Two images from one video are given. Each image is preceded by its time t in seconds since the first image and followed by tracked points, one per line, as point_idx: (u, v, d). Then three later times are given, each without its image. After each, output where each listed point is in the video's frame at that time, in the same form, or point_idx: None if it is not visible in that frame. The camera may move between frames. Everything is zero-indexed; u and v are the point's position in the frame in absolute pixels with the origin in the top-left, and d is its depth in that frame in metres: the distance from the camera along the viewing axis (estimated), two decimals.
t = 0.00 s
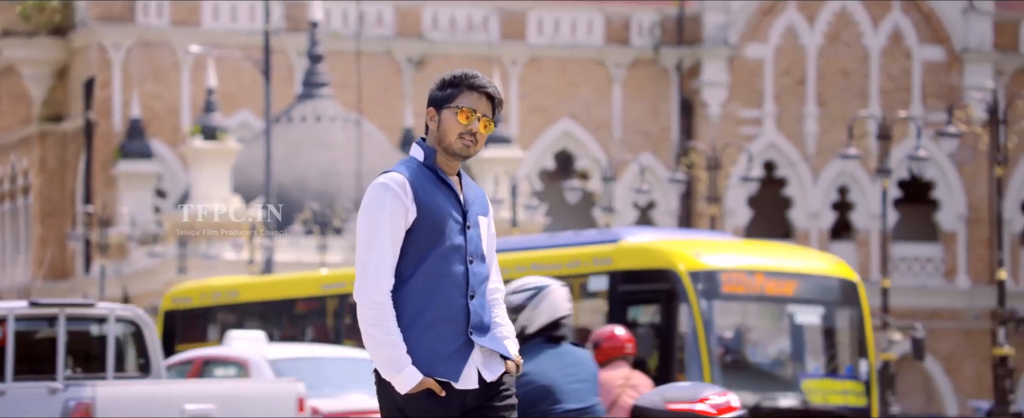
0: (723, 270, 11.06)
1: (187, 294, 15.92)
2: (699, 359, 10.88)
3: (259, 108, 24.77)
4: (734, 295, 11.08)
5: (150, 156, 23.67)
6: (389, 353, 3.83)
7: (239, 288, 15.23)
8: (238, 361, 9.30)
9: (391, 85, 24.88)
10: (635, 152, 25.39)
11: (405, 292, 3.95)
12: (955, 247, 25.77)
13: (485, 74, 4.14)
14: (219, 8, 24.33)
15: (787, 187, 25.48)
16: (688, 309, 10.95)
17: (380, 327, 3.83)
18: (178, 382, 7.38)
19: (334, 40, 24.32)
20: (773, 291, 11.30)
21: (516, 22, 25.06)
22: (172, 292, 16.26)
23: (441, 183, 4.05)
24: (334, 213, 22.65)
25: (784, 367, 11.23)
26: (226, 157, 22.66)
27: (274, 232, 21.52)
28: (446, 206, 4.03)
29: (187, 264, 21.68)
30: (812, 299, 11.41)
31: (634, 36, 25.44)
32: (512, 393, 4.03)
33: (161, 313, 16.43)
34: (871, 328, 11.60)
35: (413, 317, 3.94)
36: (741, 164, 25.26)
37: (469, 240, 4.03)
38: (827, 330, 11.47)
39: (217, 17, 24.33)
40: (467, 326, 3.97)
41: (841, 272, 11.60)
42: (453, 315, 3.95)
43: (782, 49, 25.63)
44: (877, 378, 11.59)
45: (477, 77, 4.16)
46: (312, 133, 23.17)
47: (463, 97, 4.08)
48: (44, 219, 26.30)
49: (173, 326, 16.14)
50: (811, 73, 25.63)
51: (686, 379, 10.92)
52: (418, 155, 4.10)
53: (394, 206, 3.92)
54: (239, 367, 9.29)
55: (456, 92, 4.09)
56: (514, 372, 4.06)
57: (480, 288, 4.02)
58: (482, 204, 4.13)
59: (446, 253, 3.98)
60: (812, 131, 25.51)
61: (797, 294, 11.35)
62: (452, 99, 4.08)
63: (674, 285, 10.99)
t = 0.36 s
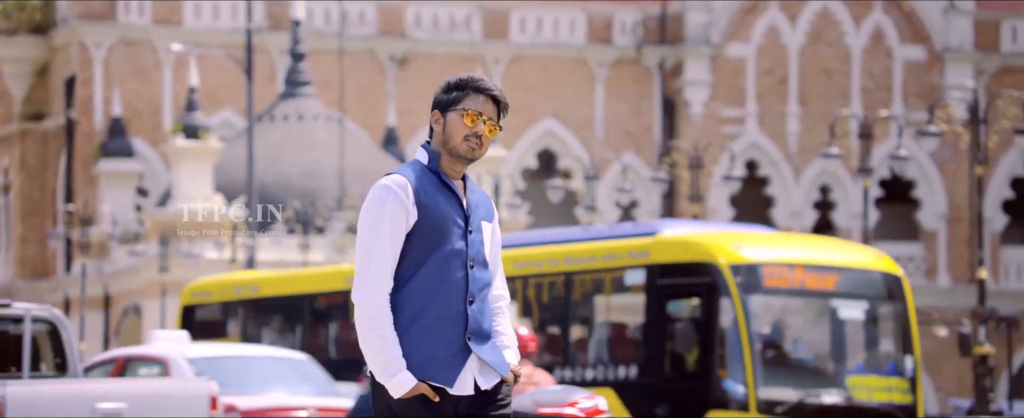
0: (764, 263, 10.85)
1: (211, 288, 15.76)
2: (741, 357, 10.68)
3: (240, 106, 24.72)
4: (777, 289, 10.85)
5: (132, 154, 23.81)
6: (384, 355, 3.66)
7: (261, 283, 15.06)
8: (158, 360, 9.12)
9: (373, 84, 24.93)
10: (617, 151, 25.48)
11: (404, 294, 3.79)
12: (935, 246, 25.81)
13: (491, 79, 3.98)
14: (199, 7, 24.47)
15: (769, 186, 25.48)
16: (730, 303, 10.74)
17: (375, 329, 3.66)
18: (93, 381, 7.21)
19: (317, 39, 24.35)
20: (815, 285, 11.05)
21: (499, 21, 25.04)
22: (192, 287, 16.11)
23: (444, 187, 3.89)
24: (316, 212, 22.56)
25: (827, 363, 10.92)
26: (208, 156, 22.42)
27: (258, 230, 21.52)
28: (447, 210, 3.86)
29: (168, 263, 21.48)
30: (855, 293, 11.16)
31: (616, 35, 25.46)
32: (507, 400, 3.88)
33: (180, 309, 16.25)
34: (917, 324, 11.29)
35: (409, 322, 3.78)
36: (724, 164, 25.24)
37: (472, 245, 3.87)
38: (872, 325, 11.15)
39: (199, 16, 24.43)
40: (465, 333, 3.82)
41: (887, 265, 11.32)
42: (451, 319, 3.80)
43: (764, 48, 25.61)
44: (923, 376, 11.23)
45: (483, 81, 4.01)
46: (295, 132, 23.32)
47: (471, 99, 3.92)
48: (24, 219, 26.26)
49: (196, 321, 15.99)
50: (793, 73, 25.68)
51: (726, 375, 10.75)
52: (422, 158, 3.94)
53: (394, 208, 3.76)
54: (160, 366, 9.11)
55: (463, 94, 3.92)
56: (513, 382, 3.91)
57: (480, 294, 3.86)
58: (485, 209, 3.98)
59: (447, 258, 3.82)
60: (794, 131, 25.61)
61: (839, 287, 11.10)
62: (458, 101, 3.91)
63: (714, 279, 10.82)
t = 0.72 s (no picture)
0: (814, 257, 10.06)
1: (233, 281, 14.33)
2: (791, 353, 9.91)
3: (218, 106, 24.67)
4: (828, 284, 10.08)
5: (110, 152, 23.83)
6: (378, 356, 3.35)
7: (286, 275, 13.67)
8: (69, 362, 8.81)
9: (352, 84, 24.93)
10: (596, 151, 25.49)
11: (403, 296, 3.44)
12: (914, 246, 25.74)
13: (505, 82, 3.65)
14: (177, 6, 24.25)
15: (748, 186, 25.51)
16: (780, 298, 9.95)
17: (369, 331, 3.34)
18: None
19: (296, 38, 24.35)
20: (863, 280, 10.28)
21: (478, 21, 25.11)
22: (214, 281, 14.74)
23: (448, 190, 3.54)
24: (295, 212, 22.68)
25: (875, 360, 10.23)
26: (186, 155, 22.42)
27: (236, 230, 21.52)
28: (449, 211, 3.51)
29: (147, 262, 21.30)
30: (905, 288, 10.44)
31: (596, 35, 25.47)
32: (512, 406, 3.54)
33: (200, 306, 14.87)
34: (970, 319, 10.66)
35: (405, 325, 3.43)
36: (703, 163, 25.35)
37: (474, 249, 3.52)
38: (924, 323, 10.50)
39: (177, 14, 24.20)
40: (462, 335, 3.47)
41: (941, 260, 10.60)
42: (449, 323, 3.45)
43: (742, 48, 25.65)
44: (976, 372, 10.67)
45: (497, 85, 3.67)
46: (274, 132, 23.23)
47: (484, 101, 3.60)
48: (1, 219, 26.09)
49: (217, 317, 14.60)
50: (771, 73, 25.69)
51: (776, 372, 9.95)
52: (429, 160, 3.59)
53: (395, 212, 3.42)
54: (70, 368, 8.80)
55: (477, 97, 3.60)
56: (517, 383, 3.55)
57: (482, 296, 3.52)
58: (492, 213, 3.62)
59: (448, 260, 3.47)
60: (773, 130, 25.66)
61: (889, 281, 10.36)
62: (469, 104, 3.59)
63: (764, 273, 9.98)
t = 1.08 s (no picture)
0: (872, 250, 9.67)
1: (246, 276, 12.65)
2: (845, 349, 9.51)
3: (198, 106, 24.63)
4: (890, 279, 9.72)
5: (87, 152, 23.79)
6: (382, 351, 3.14)
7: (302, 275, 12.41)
8: None
9: (332, 84, 24.91)
10: (576, 151, 25.41)
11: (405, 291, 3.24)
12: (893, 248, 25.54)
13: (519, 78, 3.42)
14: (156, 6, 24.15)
15: (727, 186, 25.52)
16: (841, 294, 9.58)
17: (374, 325, 3.14)
18: None
19: (275, 38, 24.26)
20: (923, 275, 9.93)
21: (457, 18, 25.11)
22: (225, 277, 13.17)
23: (454, 183, 3.32)
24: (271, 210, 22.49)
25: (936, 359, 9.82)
26: (164, 154, 22.28)
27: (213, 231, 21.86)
28: (454, 204, 3.29)
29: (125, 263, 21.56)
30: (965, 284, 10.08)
31: (575, 35, 25.46)
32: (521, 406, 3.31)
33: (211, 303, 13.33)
34: None
35: (411, 319, 3.22)
36: (682, 163, 25.25)
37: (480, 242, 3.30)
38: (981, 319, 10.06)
39: (154, 14, 24.08)
40: (469, 330, 3.26)
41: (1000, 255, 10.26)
42: (455, 318, 3.24)
43: (722, 48, 25.64)
44: None
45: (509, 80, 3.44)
46: (253, 133, 23.30)
47: (496, 98, 3.37)
48: None
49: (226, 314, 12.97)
50: (751, 73, 25.65)
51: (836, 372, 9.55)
52: (435, 154, 3.38)
53: (397, 205, 3.21)
54: None
55: (488, 92, 3.38)
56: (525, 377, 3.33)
57: (489, 292, 3.30)
58: (501, 207, 3.41)
59: (453, 253, 3.26)
60: (751, 131, 25.64)
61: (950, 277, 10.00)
62: (482, 99, 3.37)
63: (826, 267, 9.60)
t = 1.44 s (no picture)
0: (921, 249, 9.81)
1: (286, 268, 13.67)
2: (898, 350, 9.68)
3: (178, 105, 24.44)
4: (939, 280, 9.78)
5: (67, 152, 24.18)
6: (391, 338, 3.44)
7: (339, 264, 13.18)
8: None
9: (312, 84, 24.84)
10: (557, 152, 25.08)
11: (407, 285, 3.55)
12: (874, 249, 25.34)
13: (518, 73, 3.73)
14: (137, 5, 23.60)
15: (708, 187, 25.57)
16: (887, 294, 9.76)
17: (374, 314, 3.44)
18: None
19: (256, 38, 24.18)
20: (972, 273, 9.94)
21: (437, 18, 24.83)
22: (262, 268, 13.97)
23: (455, 181, 3.62)
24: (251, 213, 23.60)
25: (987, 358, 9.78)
26: (144, 155, 23.49)
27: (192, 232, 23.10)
28: (453, 202, 3.60)
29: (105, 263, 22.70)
30: (1016, 283, 10.03)
31: (556, 35, 25.31)
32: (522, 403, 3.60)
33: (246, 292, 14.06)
34: None
35: (413, 314, 3.53)
36: (663, 163, 25.44)
37: (479, 237, 3.60)
38: None
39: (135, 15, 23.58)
40: (471, 326, 3.56)
41: None
42: (453, 313, 3.54)
43: (702, 49, 25.75)
44: None
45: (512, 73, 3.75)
46: (233, 133, 23.73)
47: (495, 96, 3.68)
48: None
49: (265, 304, 13.86)
50: (731, 74, 25.67)
51: (882, 371, 9.76)
52: (438, 149, 3.69)
53: (396, 203, 3.51)
54: None
55: (488, 89, 3.69)
56: (525, 371, 3.63)
57: (490, 288, 3.60)
58: (504, 203, 3.70)
59: (454, 251, 3.56)
60: (732, 131, 25.67)
61: (1001, 276, 10.00)
62: (482, 96, 3.68)
63: (869, 266, 9.83)
